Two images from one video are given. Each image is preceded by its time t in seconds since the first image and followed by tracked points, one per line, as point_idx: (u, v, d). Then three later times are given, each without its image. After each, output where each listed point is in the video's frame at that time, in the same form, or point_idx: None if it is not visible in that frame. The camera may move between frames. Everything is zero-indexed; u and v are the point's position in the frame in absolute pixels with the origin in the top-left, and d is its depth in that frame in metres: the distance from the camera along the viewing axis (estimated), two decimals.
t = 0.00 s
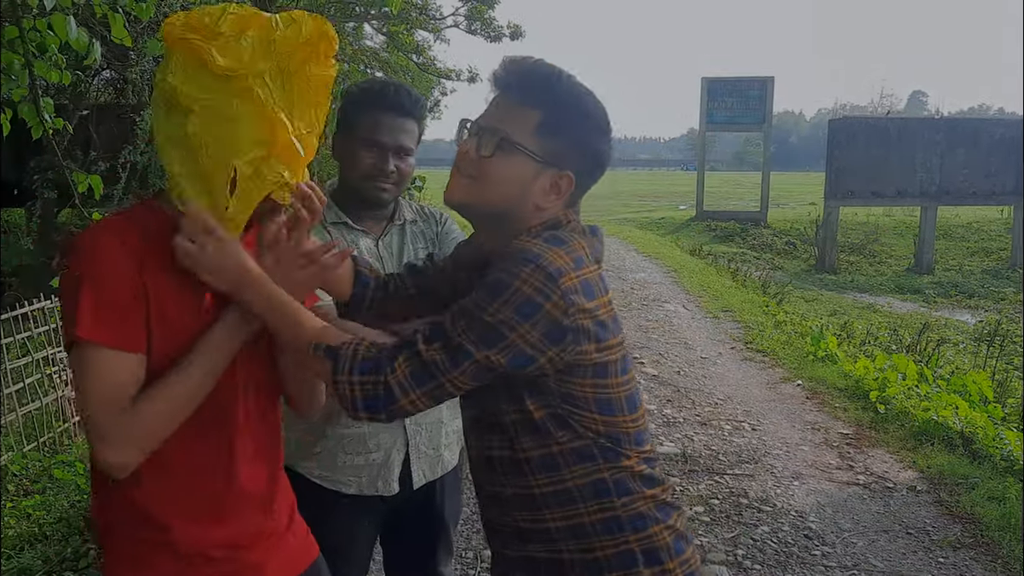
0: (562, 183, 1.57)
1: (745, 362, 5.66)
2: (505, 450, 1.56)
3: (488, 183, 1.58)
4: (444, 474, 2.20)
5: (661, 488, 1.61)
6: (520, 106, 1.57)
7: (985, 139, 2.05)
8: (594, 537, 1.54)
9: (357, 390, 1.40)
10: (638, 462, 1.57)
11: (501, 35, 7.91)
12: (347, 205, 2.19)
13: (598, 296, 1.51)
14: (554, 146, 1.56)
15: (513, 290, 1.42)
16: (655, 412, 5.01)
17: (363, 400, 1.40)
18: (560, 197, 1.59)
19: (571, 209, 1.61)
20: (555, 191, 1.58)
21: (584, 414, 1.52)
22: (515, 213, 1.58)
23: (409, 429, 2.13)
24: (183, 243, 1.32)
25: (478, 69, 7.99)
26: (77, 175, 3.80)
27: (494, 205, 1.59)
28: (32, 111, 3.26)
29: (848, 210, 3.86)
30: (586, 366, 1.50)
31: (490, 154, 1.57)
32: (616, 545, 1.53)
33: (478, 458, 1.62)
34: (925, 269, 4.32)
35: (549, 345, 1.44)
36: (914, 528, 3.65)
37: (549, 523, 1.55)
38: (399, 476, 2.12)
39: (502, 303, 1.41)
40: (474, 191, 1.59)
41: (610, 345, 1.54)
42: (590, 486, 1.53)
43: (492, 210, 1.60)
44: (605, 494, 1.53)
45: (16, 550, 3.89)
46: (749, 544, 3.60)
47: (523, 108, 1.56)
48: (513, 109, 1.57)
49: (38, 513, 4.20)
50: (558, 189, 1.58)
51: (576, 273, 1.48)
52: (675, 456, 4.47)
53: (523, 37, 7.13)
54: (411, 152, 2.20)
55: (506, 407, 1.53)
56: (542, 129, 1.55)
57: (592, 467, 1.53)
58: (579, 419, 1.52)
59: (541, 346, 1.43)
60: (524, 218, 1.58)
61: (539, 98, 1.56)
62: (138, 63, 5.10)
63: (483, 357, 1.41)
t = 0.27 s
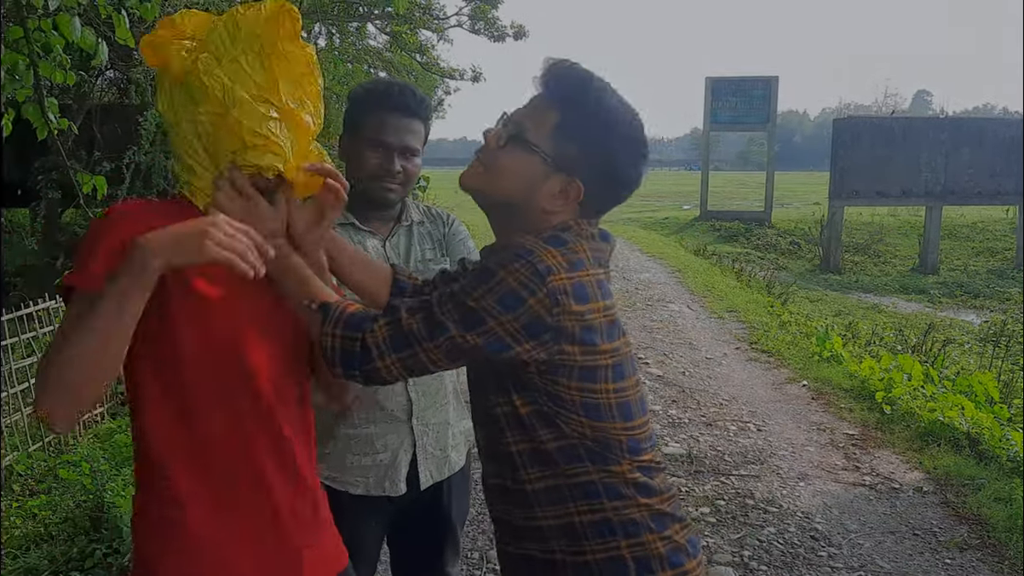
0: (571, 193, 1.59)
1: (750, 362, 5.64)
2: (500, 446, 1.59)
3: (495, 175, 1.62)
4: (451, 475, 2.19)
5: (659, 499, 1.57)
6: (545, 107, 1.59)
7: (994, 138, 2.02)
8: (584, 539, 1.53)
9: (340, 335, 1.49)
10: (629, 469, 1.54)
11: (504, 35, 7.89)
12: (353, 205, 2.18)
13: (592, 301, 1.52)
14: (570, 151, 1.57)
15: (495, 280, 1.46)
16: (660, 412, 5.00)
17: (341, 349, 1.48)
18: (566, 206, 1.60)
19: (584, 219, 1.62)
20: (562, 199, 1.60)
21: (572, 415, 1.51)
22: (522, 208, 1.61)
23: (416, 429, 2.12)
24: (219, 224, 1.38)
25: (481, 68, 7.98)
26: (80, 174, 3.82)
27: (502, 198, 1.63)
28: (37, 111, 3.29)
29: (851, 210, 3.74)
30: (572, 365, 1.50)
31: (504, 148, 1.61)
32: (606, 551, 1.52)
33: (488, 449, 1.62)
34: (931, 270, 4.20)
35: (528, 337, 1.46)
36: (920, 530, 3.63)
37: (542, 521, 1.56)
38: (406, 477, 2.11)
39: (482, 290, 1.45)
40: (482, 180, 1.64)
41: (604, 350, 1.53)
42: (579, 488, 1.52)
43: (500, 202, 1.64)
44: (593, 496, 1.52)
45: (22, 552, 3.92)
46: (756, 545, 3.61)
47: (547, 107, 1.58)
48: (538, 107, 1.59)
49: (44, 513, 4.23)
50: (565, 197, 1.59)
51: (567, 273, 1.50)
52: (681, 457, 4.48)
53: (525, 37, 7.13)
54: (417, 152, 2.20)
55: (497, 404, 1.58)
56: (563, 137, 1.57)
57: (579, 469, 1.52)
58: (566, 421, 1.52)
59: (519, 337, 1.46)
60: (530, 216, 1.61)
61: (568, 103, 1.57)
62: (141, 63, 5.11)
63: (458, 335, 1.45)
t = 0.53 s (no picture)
0: (640, 190, 1.58)
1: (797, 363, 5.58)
2: (544, 424, 1.60)
3: (568, 158, 1.62)
4: (494, 471, 2.22)
5: (696, 494, 1.59)
6: (626, 103, 1.58)
7: None
8: (618, 523, 1.55)
9: (400, 294, 1.46)
10: (669, 460, 1.55)
11: (549, 35, 7.90)
12: (399, 204, 2.22)
13: (651, 284, 1.53)
14: (648, 151, 1.55)
15: (565, 251, 1.46)
16: (703, 413, 4.98)
17: (402, 308, 1.45)
18: (635, 203, 1.59)
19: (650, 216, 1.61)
20: (632, 195, 1.59)
21: (620, 397, 1.52)
22: (588, 198, 1.61)
23: (460, 425, 2.15)
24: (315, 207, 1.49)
25: (526, 68, 8.00)
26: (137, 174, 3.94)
27: (571, 186, 1.63)
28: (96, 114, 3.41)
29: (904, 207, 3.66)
30: (627, 347, 1.50)
31: (581, 138, 1.60)
32: (639, 537, 1.54)
33: (532, 433, 1.64)
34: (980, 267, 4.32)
35: (589, 311, 1.46)
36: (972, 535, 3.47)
37: (579, 503, 1.58)
38: (449, 473, 2.14)
39: (551, 259, 1.45)
40: (555, 161, 1.65)
41: (658, 338, 1.54)
42: (618, 472, 1.54)
43: (570, 187, 1.63)
44: (632, 481, 1.53)
45: (79, 540, 4.06)
46: (802, 547, 3.61)
47: (630, 103, 1.57)
48: (618, 103, 1.59)
49: (100, 503, 4.37)
50: (634, 194, 1.58)
51: (633, 255, 1.50)
52: (725, 458, 4.48)
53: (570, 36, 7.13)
54: (462, 152, 2.22)
55: (545, 382, 1.59)
56: (641, 135, 1.55)
57: (620, 452, 1.53)
58: (613, 402, 1.52)
59: (581, 310, 1.46)
60: (594, 206, 1.60)
61: (652, 104, 1.55)
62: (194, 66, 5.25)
63: (522, 299, 1.43)
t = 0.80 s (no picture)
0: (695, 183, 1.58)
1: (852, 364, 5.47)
2: (595, 411, 1.60)
3: (625, 154, 1.61)
4: (541, 468, 2.22)
5: (746, 487, 1.57)
6: (685, 98, 1.56)
7: None
8: (666, 516, 1.54)
9: (463, 294, 1.46)
10: (720, 451, 1.54)
11: (600, 32, 7.88)
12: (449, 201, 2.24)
13: (709, 274, 1.51)
14: (705, 146, 1.55)
15: (627, 238, 1.45)
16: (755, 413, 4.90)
17: (466, 310, 1.45)
18: (690, 196, 1.59)
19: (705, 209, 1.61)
20: (687, 188, 1.58)
21: (673, 388, 1.51)
22: (641, 192, 1.60)
23: (507, 421, 2.16)
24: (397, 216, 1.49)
25: (577, 66, 7.98)
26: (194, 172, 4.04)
27: (625, 181, 1.62)
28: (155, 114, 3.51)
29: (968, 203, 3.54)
30: (683, 336, 1.49)
31: (638, 133, 1.60)
32: (687, 530, 1.53)
33: (583, 422, 1.63)
34: None
35: (651, 299, 1.46)
36: None
37: (626, 495, 1.58)
38: (496, 468, 2.15)
39: (614, 248, 1.45)
40: (611, 156, 1.64)
41: (714, 327, 1.52)
42: (668, 464, 1.53)
43: (624, 181, 1.63)
44: (681, 473, 1.52)
45: (137, 529, 4.19)
46: (855, 552, 3.77)
47: (688, 99, 1.56)
48: (677, 98, 1.57)
49: (157, 493, 4.49)
50: (689, 187, 1.58)
51: (692, 243, 1.49)
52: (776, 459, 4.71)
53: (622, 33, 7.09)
54: (511, 148, 2.23)
55: (597, 367, 1.58)
56: (698, 130, 1.55)
57: (671, 443, 1.52)
58: (666, 392, 1.51)
59: (644, 299, 1.45)
60: (647, 199, 1.60)
61: (710, 99, 1.54)
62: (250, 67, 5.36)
63: (586, 289, 1.43)
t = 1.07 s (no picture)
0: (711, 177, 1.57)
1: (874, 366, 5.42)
2: (609, 408, 1.59)
3: (639, 153, 1.61)
4: (557, 467, 2.22)
5: (757, 486, 1.57)
6: (694, 93, 1.56)
7: None
8: (676, 512, 1.54)
9: (484, 285, 1.45)
10: (732, 450, 1.53)
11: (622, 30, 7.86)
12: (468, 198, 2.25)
13: (726, 274, 1.51)
14: (716, 139, 1.54)
15: (646, 236, 1.45)
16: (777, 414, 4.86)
17: (486, 303, 1.45)
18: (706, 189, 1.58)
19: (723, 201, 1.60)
20: (702, 182, 1.57)
21: (686, 386, 1.50)
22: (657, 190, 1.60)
23: (524, 420, 2.16)
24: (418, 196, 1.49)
25: (600, 64, 7.97)
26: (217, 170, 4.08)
27: (641, 180, 1.62)
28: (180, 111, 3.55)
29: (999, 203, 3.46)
30: (698, 334, 1.49)
31: (649, 131, 1.59)
32: (698, 529, 1.52)
33: (597, 419, 1.63)
34: None
35: (668, 299, 1.45)
36: None
37: (638, 491, 1.57)
38: (513, 465, 2.15)
39: (634, 246, 1.44)
40: (626, 157, 1.64)
41: (728, 327, 1.51)
42: (680, 462, 1.52)
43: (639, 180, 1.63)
44: (693, 471, 1.52)
45: (159, 522, 4.24)
46: (876, 555, 3.64)
47: (697, 94, 1.55)
48: (686, 93, 1.57)
49: (179, 487, 4.54)
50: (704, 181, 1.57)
51: (710, 242, 1.49)
52: (796, 461, 4.43)
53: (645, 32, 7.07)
54: (530, 146, 2.23)
55: (612, 365, 1.57)
56: (709, 124, 1.54)
57: (683, 441, 1.52)
58: (679, 391, 1.51)
59: (661, 299, 1.45)
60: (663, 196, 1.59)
61: (718, 91, 1.53)
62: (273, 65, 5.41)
63: (606, 286, 1.43)
